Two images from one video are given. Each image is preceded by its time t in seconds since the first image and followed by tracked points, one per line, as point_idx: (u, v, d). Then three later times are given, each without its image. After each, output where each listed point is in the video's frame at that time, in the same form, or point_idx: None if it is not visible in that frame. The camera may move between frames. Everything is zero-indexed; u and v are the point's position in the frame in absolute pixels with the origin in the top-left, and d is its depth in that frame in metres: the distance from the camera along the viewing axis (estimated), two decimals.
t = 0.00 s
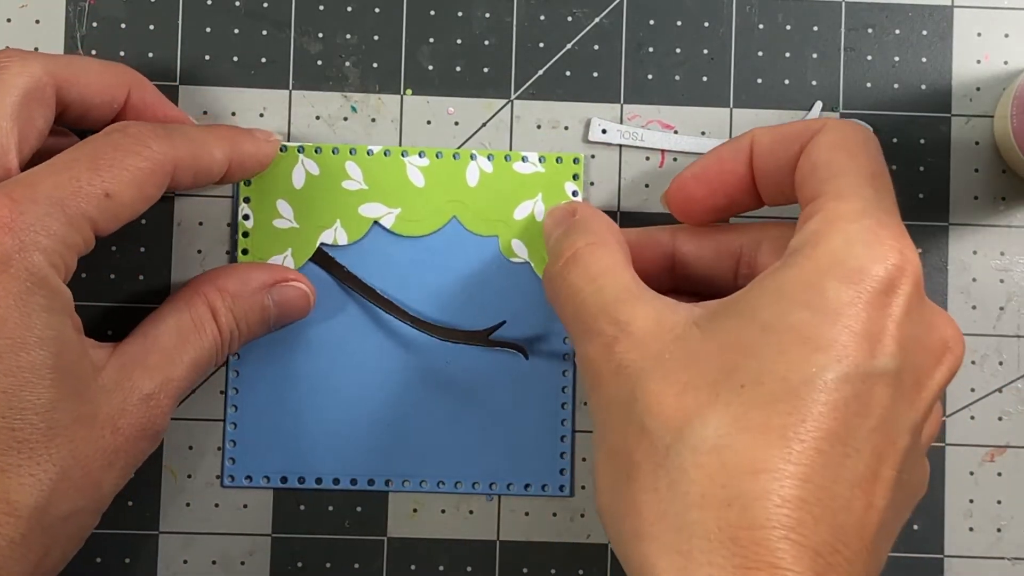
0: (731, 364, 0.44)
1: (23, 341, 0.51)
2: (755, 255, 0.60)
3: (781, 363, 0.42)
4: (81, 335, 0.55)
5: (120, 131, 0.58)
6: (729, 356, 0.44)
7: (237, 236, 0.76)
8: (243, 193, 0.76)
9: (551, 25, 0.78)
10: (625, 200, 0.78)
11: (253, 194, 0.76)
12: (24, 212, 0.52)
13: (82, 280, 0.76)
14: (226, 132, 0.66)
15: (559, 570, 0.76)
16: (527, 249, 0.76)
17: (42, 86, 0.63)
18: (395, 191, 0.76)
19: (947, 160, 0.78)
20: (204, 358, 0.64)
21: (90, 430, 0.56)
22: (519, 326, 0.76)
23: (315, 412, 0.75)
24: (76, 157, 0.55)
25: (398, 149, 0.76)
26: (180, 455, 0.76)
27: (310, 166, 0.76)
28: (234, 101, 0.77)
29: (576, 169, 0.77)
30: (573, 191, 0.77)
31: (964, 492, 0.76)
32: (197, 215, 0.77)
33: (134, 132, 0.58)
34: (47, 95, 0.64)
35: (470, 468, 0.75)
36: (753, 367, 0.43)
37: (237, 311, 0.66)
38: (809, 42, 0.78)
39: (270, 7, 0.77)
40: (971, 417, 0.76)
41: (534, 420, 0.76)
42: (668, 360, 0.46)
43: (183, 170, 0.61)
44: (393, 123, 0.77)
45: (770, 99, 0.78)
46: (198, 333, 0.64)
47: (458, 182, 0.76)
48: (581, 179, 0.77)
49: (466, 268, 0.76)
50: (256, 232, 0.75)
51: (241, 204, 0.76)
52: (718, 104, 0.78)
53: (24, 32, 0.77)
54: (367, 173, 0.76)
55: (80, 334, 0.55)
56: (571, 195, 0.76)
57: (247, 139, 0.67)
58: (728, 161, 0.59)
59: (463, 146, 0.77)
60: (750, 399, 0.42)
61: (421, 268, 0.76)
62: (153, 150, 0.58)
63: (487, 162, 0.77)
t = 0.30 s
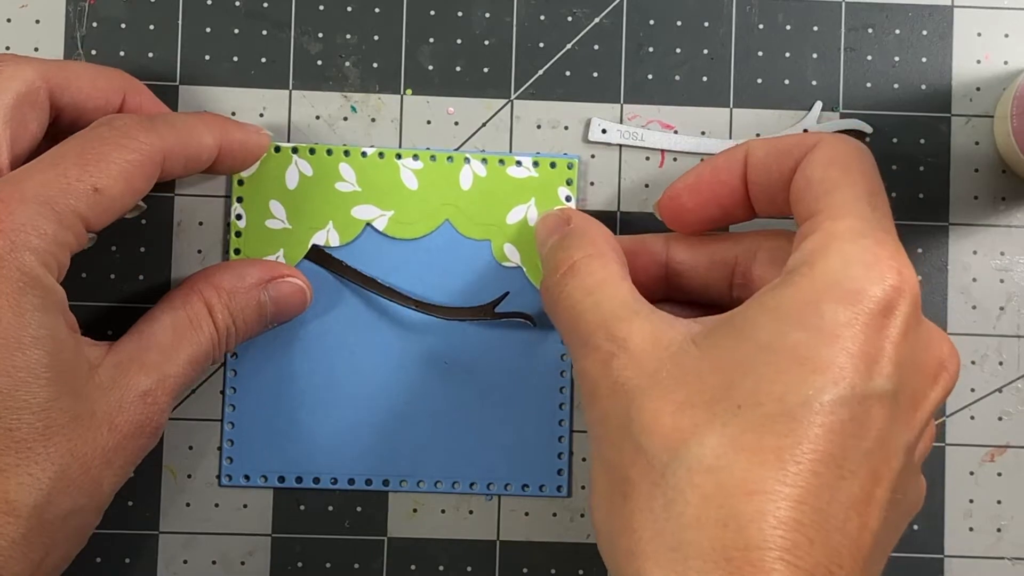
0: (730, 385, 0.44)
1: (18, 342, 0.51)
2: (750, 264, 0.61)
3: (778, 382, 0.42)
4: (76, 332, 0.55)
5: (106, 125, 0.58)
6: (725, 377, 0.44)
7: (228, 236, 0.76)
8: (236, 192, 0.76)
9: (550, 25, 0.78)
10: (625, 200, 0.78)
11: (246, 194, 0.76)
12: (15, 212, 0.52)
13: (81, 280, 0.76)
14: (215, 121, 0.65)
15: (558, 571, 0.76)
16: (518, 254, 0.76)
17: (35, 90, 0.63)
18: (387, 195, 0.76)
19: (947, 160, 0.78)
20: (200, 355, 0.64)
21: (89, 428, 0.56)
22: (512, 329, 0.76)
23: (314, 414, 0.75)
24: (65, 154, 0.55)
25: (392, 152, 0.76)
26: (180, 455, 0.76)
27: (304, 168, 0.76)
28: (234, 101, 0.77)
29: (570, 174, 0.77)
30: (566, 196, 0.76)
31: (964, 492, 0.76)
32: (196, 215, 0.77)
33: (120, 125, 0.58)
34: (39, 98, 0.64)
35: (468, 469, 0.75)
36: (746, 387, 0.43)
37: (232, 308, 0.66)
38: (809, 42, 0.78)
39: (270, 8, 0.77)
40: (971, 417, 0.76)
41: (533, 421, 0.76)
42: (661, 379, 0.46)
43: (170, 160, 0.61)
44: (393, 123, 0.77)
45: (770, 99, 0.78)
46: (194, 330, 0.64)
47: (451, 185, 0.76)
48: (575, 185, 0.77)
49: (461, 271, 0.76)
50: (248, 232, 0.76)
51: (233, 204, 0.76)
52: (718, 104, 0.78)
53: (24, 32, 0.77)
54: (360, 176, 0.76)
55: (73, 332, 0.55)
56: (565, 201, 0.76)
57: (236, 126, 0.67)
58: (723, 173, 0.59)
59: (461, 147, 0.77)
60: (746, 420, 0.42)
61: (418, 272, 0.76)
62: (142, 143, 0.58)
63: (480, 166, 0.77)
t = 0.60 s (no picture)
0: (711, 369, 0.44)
1: (24, 341, 0.51)
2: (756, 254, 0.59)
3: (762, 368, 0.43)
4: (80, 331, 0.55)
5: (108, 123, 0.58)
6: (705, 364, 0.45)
7: (229, 236, 0.76)
8: (235, 192, 0.76)
9: (550, 25, 0.78)
10: (625, 200, 0.78)
11: (246, 194, 0.76)
12: (21, 211, 0.52)
13: (82, 279, 0.76)
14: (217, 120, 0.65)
15: (559, 571, 0.76)
16: (518, 253, 0.76)
17: (40, 87, 0.63)
18: (388, 194, 0.76)
19: (947, 159, 0.78)
20: (204, 357, 0.64)
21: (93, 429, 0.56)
22: (513, 329, 0.76)
23: (314, 413, 0.75)
24: (69, 151, 0.55)
25: (392, 152, 0.76)
26: (180, 455, 0.76)
27: (303, 168, 0.76)
28: (234, 101, 0.77)
29: (569, 172, 0.77)
30: (566, 194, 0.77)
31: (964, 492, 0.76)
32: (197, 215, 0.77)
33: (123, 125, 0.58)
34: (44, 95, 0.64)
35: (469, 469, 0.75)
36: (737, 366, 0.43)
37: (237, 309, 0.66)
38: (809, 42, 0.78)
39: (270, 8, 0.77)
40: (971, 417, 0.76)
41: (533, 421, 0.76)
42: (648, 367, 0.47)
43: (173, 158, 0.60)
44: (394, 123, 0.77)
45: (770, 99, 0.78)
46: (198, 332, 0.64)
47: (450, 184, 0.76)
48: (575, 183, 0.77)
49: (461, 271, 0.76)
50: (248, 232, 0.75)
51: (234, 204, 0.76)
52: (718, 104, 0.78)
53: (24, 32, 0.77)
54: (360, 175, 0.76)
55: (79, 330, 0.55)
56: (564, 199, 0.77)
57: (237, 125, 0.67)
58: (714, 170, 0.59)
59: (461, 147, 0.77)
60: (742, 401, 0.42)
61: (416, 271, 0.76)
62: (146, 138, 0.58)
63: (480, 165, 0.77)
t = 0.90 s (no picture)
0: None
1: None
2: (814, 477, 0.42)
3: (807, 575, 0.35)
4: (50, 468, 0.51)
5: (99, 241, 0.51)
6: (741, 556, 0.38)
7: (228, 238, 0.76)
8: (234, 195, 0.76)
9: (550, 25, 0.78)
10: (625, 200, 0.77)
11: (244, 197, 0.76)
12: None
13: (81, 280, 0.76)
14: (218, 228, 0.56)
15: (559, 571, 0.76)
16: (518, 253, 0.76)
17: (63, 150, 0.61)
18: (387, 194, 0.76)
19: (947, 160, 0.78)
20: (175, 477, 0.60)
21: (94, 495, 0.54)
22: (513, 327, 0.76)
23: (314, 413, 0.75)
24: (50, 283, 0.48)
25: (391, 152, 0.77)
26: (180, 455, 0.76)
27: (301, 169, 0.76)
28: (234, 102, 0.77)
29: (567, 170, 0.77)
30: (564, 192, 0.77)
31: (964, 492, 0.76)
32: (197, 215, 0.76)
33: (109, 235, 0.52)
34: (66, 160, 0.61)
35: (470, 468, 0.75)
36: None
37: (209, 424, 0.62)
38: (809, 42, 0.78)
39: (270, 8, 0.77)
40: (971, 417, 0.76)
41: (534, 420, 0.76)
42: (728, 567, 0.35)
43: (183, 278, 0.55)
44: (393, 123, 0.77)
45: (770, 99, 0.78)
46: (170, 455, 0.59)
47: (450, 184, 0.76)
48: (573, 181, 0.77)
49: (461, 270, 0.76)
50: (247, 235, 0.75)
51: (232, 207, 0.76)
52: (718, 104, 0.78)
53: (24, 31, 0.77)
54: (358, 176, 0.76)
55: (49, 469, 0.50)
56: (564, 198, 0.77)
57: (225, 230, 0.57)
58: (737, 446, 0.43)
59: (460, 147, 0.77)
60: None
61: (415, 271, 0.76)
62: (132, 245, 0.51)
63: (478, 164, 0.77)
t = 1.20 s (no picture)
0: None
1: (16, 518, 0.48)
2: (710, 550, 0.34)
3: None
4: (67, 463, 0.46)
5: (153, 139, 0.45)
6: None
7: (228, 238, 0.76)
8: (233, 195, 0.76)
9: (550, 25, 0.78)
10: (625, 200, 0.77)
11: (245, 197, 0.76)
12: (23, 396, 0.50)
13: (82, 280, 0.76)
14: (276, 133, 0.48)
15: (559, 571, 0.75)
16: (518, 253, 0.76)
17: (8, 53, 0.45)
18: (388, 194, 0.76)
19: (947, 159, 0.78)
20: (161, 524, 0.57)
21: (129, 353, 0.38)
22: (513, 327, 0.76)
23: (313, 413, 0.75)
24: (96, 138, 0.35)
25: (391, 152, 0.77)
26: (180, 455, 0.76)
27: (301, 169, 0.76)
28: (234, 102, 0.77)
29: (567, 170, 0.77)
30: (564, 192, 0.77)
31: (964, 492, 0.76)
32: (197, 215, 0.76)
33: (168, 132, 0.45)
34: None
35: (470, 468, 0.75)
36: None
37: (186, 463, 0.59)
38: (809, 42, 0.78)
39: (270, 8, 0.77)
40: (971, 417, 0.76)
41: (534, 420, 0.76)
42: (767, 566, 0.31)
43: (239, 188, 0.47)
44: (393, 123, 0.77)
45: (770, 99, 0.78)
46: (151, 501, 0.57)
47: (450, 185, 0.76)
48: (573, 181, 0.77)
49: (461, 270, 0.76)
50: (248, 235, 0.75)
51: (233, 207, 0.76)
52: (718, 104, 0.78)
53: (23, 31, 0.77)
54: (359, 176, 0.76)
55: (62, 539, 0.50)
56: (564, 197, 0.77)
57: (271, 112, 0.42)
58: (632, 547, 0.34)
59: (460, 147, 0.77)
60: None
61: (415, 271, 0.76)
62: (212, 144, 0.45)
63: (478, 164, 0.77)
